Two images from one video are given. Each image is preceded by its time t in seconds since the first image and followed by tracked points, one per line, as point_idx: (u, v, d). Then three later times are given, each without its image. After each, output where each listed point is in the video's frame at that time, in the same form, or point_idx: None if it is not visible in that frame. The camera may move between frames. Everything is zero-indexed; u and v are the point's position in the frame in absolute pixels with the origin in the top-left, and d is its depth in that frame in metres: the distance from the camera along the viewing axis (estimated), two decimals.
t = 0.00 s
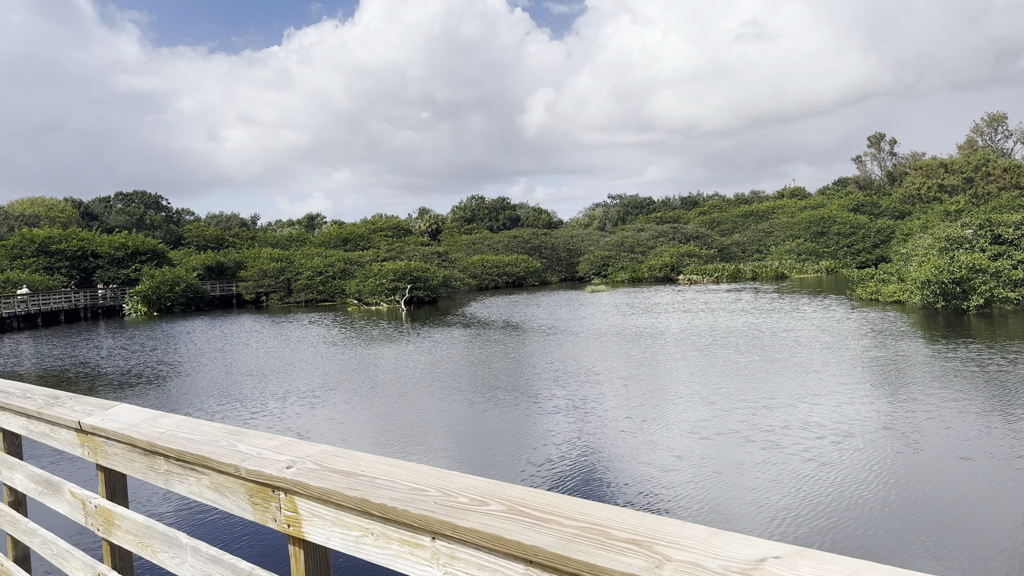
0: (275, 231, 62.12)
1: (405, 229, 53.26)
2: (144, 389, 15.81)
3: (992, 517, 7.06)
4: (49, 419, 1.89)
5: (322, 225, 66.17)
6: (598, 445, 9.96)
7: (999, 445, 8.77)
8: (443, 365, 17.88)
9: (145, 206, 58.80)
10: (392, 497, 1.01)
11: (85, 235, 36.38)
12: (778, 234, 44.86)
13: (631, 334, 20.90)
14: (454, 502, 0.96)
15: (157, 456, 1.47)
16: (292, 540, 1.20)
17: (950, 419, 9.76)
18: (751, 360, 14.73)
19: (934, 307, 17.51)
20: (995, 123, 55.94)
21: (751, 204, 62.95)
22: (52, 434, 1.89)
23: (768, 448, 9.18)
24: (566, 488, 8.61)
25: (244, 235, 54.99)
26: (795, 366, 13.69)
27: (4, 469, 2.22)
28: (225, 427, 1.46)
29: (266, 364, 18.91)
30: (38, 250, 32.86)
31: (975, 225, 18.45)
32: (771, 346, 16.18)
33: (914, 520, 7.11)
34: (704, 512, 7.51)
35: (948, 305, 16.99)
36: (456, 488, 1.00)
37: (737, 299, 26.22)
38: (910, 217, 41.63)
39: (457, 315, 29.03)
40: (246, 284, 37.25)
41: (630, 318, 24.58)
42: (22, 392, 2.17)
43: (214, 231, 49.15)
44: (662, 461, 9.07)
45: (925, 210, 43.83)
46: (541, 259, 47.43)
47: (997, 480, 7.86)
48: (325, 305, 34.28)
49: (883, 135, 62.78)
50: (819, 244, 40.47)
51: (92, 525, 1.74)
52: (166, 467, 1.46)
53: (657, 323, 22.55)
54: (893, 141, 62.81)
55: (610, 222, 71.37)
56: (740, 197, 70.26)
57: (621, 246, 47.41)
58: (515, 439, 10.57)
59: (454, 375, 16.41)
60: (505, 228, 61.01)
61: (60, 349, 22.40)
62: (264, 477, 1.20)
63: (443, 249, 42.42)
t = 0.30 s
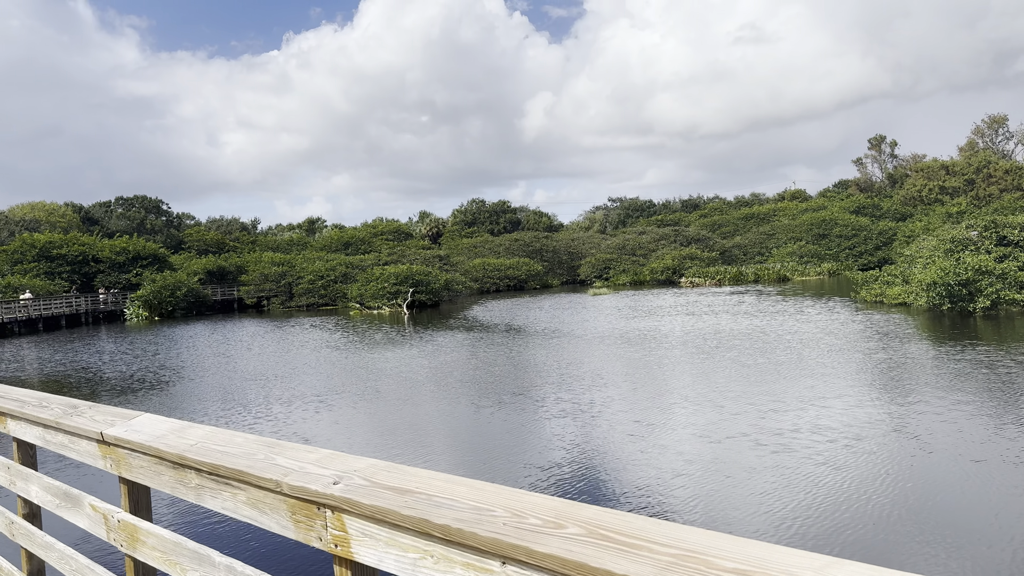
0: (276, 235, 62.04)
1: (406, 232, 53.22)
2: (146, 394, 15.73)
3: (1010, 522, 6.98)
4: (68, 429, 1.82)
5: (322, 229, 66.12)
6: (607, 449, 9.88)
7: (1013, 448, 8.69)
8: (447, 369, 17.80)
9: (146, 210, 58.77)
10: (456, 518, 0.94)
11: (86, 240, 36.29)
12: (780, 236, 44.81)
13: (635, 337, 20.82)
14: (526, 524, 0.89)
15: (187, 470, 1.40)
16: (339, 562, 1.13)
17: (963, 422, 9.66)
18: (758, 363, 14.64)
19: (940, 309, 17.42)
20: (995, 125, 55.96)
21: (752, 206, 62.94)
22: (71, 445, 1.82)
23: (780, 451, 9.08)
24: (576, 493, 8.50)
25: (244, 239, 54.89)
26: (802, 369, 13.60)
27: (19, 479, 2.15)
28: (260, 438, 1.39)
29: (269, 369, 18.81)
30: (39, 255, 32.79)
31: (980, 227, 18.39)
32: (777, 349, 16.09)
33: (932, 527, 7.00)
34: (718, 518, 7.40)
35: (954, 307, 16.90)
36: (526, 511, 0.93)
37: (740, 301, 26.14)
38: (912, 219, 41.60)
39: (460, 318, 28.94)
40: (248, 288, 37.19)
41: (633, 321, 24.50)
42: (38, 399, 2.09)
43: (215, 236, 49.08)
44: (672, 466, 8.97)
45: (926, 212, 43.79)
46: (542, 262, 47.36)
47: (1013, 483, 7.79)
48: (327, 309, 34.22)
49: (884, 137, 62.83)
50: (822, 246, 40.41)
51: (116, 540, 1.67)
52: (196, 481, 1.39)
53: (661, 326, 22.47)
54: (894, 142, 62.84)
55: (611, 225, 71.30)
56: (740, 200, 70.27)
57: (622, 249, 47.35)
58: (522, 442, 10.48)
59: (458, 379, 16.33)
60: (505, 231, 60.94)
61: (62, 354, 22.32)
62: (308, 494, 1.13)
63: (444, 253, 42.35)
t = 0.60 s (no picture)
0: (275, 238, 61.90)
1: (405, 234, 53.13)
2: (147, 397, 15.62)
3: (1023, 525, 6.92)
4: (80, 436, 1.73)
5: (321, 231, 65.99)
6: (615, 452, 9.76)
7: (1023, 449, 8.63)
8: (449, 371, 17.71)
9: (144, 213, 58.65)
10: (522, 537, 0.86)
11: (85, 242, 36.14)
12: (780, 238, 44.78)
13: (638, 339, 20.74)
14: (603, 546, 0.81)
15: (212, 480, 1.32)
16: None
17: (972, 424, 9.59)
18: (762, 364, 14.56)
19: (945, 310, 17.35)
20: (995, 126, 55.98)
21: (752, 208, 62.96)
22: (83, 454, 1.73)
23: (790, 454, 8.99)
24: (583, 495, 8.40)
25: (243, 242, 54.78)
26: (808, 370, 13.52)
27: (26, 489, 2.06)
28: (292, 446, 1.32)
29: (270, 372, 18.70)
30: (38, 258, 32.63)
31: (985, 227, 18.34)
32: (781, 350, 16.01)
33: (940, 532, 6.91)
34: (726, 521, 7.32)
35: (959, 308, 16.82)
36: (598, 528, 0.86)
37: (742, 303, 26.07)
38: (912, 220, 41.58)
39: (461, 320, 28.86)
40: (247, 291, 37.06)
41: (635, 322, 24.41)
42: (48, 404, 2.02)
43: (214, 238, 48.94)
44: (680, 469, 8.87)
45: (927, 212, 43.73)
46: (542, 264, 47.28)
47: None
48: (327, 311, 34.10)
49: (883, 137, 62.92)
50: (822, 247, 40.37)
51: (132, 554, 1.58)
52: (222, 492, 1.30)
53: (663, 328, 22.38)
54: (894, 144, 62.91)
55: (611, 226, 71.25)
56: (740, 202, 70.29)
57: (623, 250, 47.29)
58: (527, 445, 10.40)
59: (460, 381, 16.23)
60: (505, 233, 60.84)
61: (60, 357, 22.18)
62: (350, 508, 1.05)
63: (444, 255, 42.26)
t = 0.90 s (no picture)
0: (274, 241, 61.76)
1: (405, 237, 53.05)
2: (146, 402, 15.51)
3: None
4: (95, 453, 1.64)
5: (320, 234, 65.86)
6: (622, 457, 9.66)
7: None
8: (451, 375, 17.60)
9: (143, 216, 58.49)
10: None
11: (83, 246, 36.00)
12: (780, 240, 44.80)
13: (639, 342, 20.67)
14: None
15: (242, 504, 1.23)
16: None
17: (982, 429, 9.49)
18: (766, 367, 14.49)
19: (949, 313, 17.28)
20: (995, 129, 56.07)
21: (752, 210, 62.99)
22: (98, 473, 1.64)
23: (799, 460, 8.92)
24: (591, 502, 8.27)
25: (242, 244, 54.58)
26: (814, 374, 13.44)
27: (35, 507, 1.98)
28: (330, 469, 1.22)
29: (270, 376, 18.58)
30: (36, 261, 32.45)
31: (989, 230, 18.30)
32: (785, 353, 15.94)
33: (946, 538, 6.84)
34: (732, 526, 7.28)
35: (964, 311, 16.75)
36: (693, 573, 0.77)
37: (744, 305, 26.02)
38: (913, 223, 41.61)
39: (461, 324, 28.77)
40: (246, 294, 36.95)
41: (636, 325, 24.35)
42: (58, 418, 1.93)
43: (212, 241, 48.79)
44: (689, 475, 8.76)
45: (926, 215, 43.74)
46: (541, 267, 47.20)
47: None
48: (327, 314, 34.00)
49: (883, 140, 63.02)
50: (823, 250, 40.35)
51: None
52: (255, 519, 1.21)
53: (665, 331, 22.32)
54: (893, 146, 63.01)
55: (610, 229, 71.27)
56: (739, 205, 70.31)
57: (622, 253, 47.24)
58: (531, 450, 10.31)
59: (462, 384, 16.13)
60: (504, 236, 60.74)
61: (58, 361, 22.04)
62: (405, 540, 0.95)
63: (444, 258, 42.18)
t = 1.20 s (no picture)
0: (272, 241, 61.66)
1: (404, 238, 52.96)
2: (147, 402, 15.40)
3: None
4: (120, 457, 1.56)
5: (319, 234, 65.77)
6: (629, 457, 9.60)
7: None
8: (453, 375, 17.52)
9: (141, 216, 58.26)
10: None
11: (82, 246, 35.85)
12: (780, 240, 44.79)
13: (641, 342, 20.62)
14: None
15: (285, 513, 1.16)
16: None
17: (990, 429, 9.43)
18: (771, 368, 14.44)
19: (953, 313, 17.26)
20: (993, 129, 56.23)
21: (751, 210, 63.03)
22: (124, 479, 1.57)
23: (809, 460, 8.85)
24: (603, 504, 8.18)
25: (240, 244, 54.38)
26: (821, 373, 13.38)
27: (52, 512, 1.90)
28: (379, 475, 1.15)
29: (271, 376, 18.47)
30: (34, 261, 32.29)
31: (993, 229, 18.30)
32: (789, 353, 15.89)
33: (949, 539, 6.80)
34: (736, 525, 7.25)
35: (968, 311, 16.72)
36: None
37: (746, 305, 25.99)
38: (912, 223, 41.67)
39: (461, 324, 28.71)
40: (245, 294, 36.83)
41: (638, 325, 24.31)
42: (77, 419, 1.86)
43: (211, 241, 48.64)
44: (699, 476, 8.69)
45: (926, 216, 43.77)
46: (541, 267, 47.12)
47: None
48: (326, 315, 33.92)
49: (882, 140, 63.17)
50: (823, 250, 40.36)
51: None
52: (299, 528, 1.14)
53: (666, 331, 22.28)
54: (893, 146, 63.15)
55: (609, 230, 71.25)
56: (738, 205, 70.39)
57: (622, 253, 47.22)
58: (537, 451, 10.22)
59: (464, 385, 16.04)
60: (503, 236, 60.61)
61: (57, 362, 21.93)
62: (473, 555, 0.88)
63: (443, 258, 42.11)
